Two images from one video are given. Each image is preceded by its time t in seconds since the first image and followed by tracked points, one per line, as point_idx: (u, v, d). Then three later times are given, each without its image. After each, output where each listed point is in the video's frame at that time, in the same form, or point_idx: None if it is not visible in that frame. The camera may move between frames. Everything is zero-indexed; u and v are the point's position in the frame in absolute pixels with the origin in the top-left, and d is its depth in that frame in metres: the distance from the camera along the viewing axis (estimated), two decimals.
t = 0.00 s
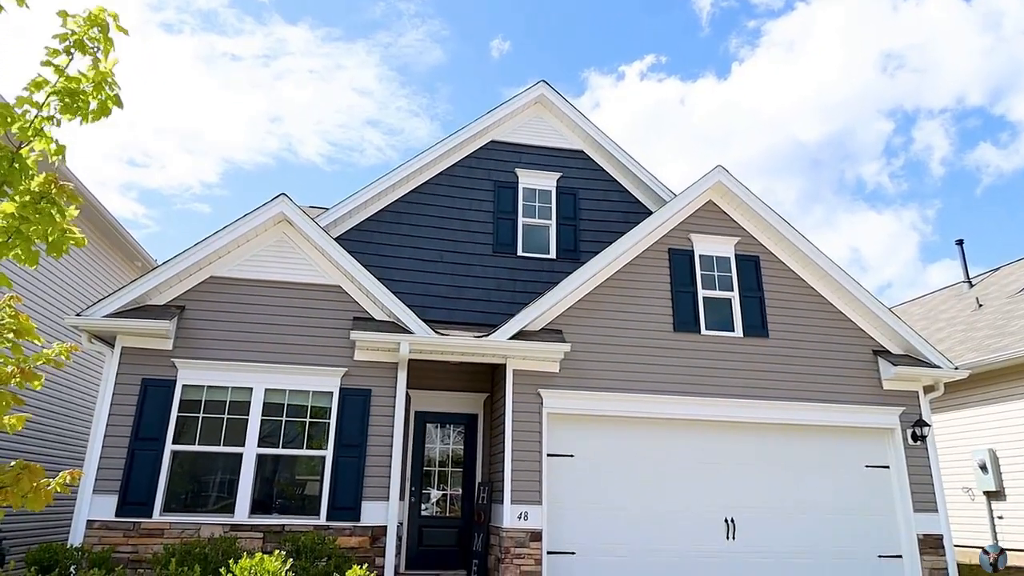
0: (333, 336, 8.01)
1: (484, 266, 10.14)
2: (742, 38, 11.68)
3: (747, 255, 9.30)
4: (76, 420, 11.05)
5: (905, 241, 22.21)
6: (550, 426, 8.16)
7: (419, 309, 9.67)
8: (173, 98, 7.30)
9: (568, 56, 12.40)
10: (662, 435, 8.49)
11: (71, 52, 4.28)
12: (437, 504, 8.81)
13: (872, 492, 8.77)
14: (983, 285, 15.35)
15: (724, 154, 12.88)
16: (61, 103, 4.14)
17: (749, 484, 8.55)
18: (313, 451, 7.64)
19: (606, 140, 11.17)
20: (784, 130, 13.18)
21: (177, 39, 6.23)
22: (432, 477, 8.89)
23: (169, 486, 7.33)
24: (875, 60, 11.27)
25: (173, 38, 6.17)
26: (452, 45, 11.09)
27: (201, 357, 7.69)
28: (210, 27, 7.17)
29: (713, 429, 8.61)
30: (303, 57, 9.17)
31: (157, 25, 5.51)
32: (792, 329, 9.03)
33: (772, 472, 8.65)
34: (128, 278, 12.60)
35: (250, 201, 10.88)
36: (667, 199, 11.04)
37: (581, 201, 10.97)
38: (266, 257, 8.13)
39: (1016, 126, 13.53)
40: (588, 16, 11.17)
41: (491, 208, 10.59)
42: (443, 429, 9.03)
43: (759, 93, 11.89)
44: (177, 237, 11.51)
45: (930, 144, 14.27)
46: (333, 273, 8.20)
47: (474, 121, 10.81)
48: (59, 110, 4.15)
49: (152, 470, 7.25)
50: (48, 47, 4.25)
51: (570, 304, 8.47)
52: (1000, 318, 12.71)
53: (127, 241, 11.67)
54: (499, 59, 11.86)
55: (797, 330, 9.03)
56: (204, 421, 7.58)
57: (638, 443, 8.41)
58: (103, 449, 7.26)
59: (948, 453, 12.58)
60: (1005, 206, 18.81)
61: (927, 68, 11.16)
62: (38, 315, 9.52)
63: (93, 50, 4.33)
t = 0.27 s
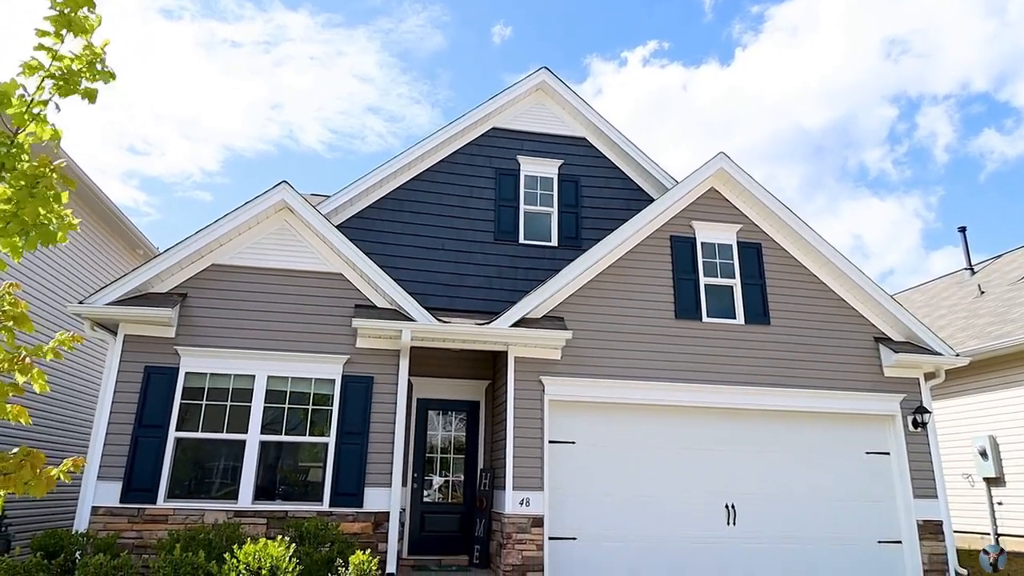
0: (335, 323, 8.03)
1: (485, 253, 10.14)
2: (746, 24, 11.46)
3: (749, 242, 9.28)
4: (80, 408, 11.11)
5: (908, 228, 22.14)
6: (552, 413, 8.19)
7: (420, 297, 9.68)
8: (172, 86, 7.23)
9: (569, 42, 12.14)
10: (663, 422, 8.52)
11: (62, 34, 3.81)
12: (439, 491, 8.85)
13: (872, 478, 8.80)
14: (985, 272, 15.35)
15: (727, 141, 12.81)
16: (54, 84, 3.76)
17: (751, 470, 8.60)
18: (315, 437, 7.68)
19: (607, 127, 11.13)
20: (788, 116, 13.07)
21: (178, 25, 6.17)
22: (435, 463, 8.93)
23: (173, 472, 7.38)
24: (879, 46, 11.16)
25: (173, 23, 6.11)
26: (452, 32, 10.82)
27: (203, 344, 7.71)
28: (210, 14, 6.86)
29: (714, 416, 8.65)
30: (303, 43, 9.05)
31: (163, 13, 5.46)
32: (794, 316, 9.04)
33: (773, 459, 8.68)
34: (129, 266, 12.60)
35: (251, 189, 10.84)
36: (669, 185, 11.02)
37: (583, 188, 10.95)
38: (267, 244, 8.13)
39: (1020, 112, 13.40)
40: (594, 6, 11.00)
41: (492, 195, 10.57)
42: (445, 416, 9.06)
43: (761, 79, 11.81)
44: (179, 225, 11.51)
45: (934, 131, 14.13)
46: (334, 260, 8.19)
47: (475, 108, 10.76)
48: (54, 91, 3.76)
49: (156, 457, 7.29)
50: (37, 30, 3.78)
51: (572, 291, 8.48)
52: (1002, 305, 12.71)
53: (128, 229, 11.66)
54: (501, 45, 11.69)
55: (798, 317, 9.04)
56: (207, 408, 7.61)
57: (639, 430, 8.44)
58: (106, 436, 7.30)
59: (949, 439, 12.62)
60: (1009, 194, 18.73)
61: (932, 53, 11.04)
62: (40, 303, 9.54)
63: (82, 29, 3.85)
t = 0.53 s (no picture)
0: (337, 310, 8.04)
1: (486, 239, 10.14)
2: (748, 9, 11.18)
3: (751, 228, 9.27)
4: (83, 394, 11.16)
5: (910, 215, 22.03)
6: (553, 399, 8.22)
7: (422, 283, 9.69)
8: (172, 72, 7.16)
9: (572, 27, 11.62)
10: (664, 408, 8.55)
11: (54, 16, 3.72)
12: (441, 476, 8.89)
13: (872, 463, 8.84)
14: (986, 259, 15.33)
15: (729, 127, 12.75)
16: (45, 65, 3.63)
17: (752, 455, 8.64)
18: (318, 423, 7.72)
19: (609, 113, 11.09)
20: (791, 102, 12.94)
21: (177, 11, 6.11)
22: (437, 449, 8.97)
23: (177, 457, 7.43)
24: (884, 30, 10.99)
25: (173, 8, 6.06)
26: (453, 16, 10.32)
27: (205, 331, 7.73)
28: None
29: (715, 401, 8.68)
30: (303, 29, 8.77)
31: None
32: (795, 303, 9.04)
33: (773, 444, 8.72)
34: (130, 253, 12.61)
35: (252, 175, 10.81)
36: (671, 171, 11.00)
37: (585, 174, 10.93)
38: (268, 231, 8.13)
39: None
40: None
41: (493, 182, 10.55)
42: (447, 402, 9.10)
43: (764, 64, 11.69)
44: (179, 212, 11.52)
45: (939, 116, 13.93)
46: (335, 247, 8.19)
47: (476, 94, 10.71)
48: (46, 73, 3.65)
49: (160, 443, 7.33)
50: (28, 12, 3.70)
51: (574, 277, 8.48)
52: (1003, 292, 12.72)
53: (128, 216, 11.65)
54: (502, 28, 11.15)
55: (800, 303, 9.04)
56: (209, 394, 7.64)
57: (640, 415, 8.48)
58: (110, 422, 7.34)
59: (949, 424, 12.66)
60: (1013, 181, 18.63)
61: (936, 38, 10.91)
62: (42, 289, 9.56)
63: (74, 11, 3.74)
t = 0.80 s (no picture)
0: (338, 296, 8.06)
1: (487, 226, 10.13)
2: None
3: (752, 214, 9.24)
4: (86, 380, 11.21)
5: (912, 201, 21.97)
6: (555, 385, 8.24)
7: (424, 270, 9.70)
8: (172, 59, 7.11)
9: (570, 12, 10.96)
10: (665, 393, 8.58)
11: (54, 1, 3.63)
12: (443, 462, 8.94)
13: (872, 449, 8.88)
14: (988, 245, 15.30)
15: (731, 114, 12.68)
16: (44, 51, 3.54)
17: (752, 441, 8.67)
18: (320, 410, 7.76)
19: (612, 99, 11.05)
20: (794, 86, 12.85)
21: None
22: (439, 435, 9.02)
23: (180, 443, 7.47)
24: (888, 15, 10.75)
25: None
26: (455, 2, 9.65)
27: (207, 318, 7.75)
28: None
29: (717, 387, 8.71)
30: (303, 14, 8.26)
31: None
32: (797, 289, 9.04)
33: (774, 430, 8.75)
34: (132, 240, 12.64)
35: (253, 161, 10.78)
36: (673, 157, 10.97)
37: (586, 160, 10.90)
38: (270, 218, 8.12)
39: None
40: None
41: (494, 168, 10.52)
42: (449, 387, 9.14)
43: (767, 48, 11.54)
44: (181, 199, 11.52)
45: (943, 101, 13.72)
46: (336, 234, 8.19)
47: (477, 80, 10.67)
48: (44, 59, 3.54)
49: (163, 429, 7.38)
50: None
51: (574, 264, 8.49)
52: (1005, 278, 12.71)
53: (129, 202, 11.65)
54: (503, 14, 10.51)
55: (803, 290, 9.04)
56: (212, 380, 7.67)
57: (642, 400, 8.51)
58: (114, 408, 7.38)
59: (949, 409, 12.70)
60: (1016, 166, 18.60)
61: (942, 22, 10.73)
62: (44, 276, 9.58)
63: None
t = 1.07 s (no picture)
0: (340, 283, 8.06)
1: (489, 213, 10.12)
2: None
3: (754, 200, 9.22)
4: (89, 366, 11.25)
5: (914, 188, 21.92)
6: (556, 372, 8.26)
7: (425, 257, 9.71)
8: (170, 45, 7.03)
9: None
10: (666, 380, 8.60)
11: None
12: (445, 447, 8.99)
13: (872, 434, 8.91)
14: (990, 232, 15.27)
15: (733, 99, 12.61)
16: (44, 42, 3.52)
17: (752, 427, 8.70)
18: (322, 396, 7.79)
19: (614, 85, 11.00)
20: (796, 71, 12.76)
21: None
22: (441, 421, 9.05)
23: (183, 429, 7.51)
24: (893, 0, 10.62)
25: None
26: None
27: (209, 305, 7.76)
28: None
29: (718, 372, 8.73)
30: None
31: None
32: (798, 275, 9.03)
33: (775, 415, 8.78)
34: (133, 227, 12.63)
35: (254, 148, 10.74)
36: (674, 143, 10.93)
37: (588, 146, 10.86)
38: (270, 204, 8.11)
39: None
40: None
41: (495, 155, 10.48)
42: (450, 374, 9.17)
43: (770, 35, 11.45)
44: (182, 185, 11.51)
45: (947, 86, 13.59)
46: (337, 220, 8.18)
47: (477, 66, 10.62)
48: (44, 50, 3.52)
49: (166, 415, 7.41)
50: None
51: (575, 251, 8.47)
52: (1006, 264, 12.69)
53: (130, 189, 11.63)
54: None
55: (805, 277, 9.04)
56: (214, 367, 7.69)
57: (643, 387, 8.53)
58: (117, 394, 7.41)
59: (949, 395, 12.73)
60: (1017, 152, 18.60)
61: (948, 7, 10.59)
62: (46, 263, 9.58)
63: None
